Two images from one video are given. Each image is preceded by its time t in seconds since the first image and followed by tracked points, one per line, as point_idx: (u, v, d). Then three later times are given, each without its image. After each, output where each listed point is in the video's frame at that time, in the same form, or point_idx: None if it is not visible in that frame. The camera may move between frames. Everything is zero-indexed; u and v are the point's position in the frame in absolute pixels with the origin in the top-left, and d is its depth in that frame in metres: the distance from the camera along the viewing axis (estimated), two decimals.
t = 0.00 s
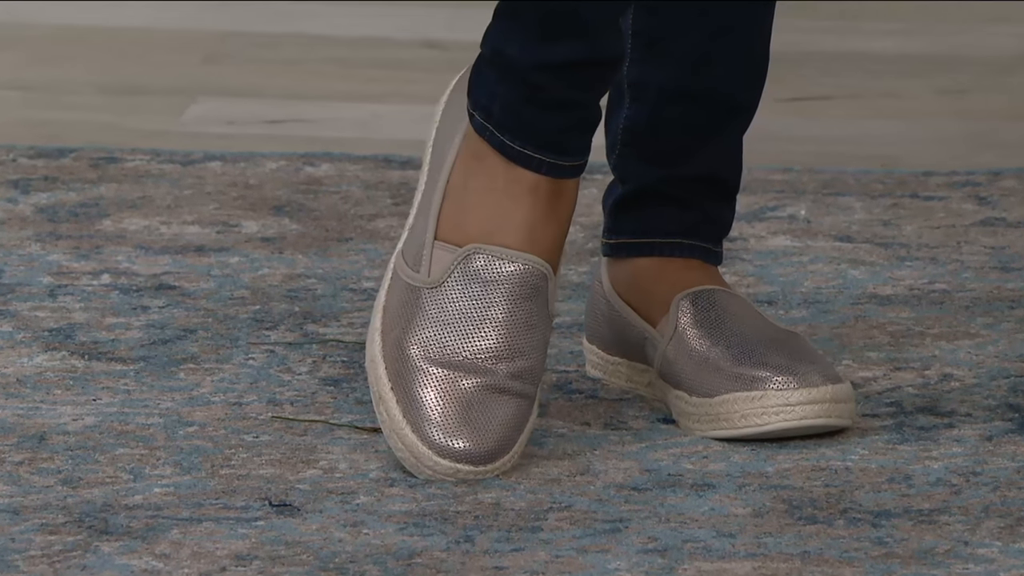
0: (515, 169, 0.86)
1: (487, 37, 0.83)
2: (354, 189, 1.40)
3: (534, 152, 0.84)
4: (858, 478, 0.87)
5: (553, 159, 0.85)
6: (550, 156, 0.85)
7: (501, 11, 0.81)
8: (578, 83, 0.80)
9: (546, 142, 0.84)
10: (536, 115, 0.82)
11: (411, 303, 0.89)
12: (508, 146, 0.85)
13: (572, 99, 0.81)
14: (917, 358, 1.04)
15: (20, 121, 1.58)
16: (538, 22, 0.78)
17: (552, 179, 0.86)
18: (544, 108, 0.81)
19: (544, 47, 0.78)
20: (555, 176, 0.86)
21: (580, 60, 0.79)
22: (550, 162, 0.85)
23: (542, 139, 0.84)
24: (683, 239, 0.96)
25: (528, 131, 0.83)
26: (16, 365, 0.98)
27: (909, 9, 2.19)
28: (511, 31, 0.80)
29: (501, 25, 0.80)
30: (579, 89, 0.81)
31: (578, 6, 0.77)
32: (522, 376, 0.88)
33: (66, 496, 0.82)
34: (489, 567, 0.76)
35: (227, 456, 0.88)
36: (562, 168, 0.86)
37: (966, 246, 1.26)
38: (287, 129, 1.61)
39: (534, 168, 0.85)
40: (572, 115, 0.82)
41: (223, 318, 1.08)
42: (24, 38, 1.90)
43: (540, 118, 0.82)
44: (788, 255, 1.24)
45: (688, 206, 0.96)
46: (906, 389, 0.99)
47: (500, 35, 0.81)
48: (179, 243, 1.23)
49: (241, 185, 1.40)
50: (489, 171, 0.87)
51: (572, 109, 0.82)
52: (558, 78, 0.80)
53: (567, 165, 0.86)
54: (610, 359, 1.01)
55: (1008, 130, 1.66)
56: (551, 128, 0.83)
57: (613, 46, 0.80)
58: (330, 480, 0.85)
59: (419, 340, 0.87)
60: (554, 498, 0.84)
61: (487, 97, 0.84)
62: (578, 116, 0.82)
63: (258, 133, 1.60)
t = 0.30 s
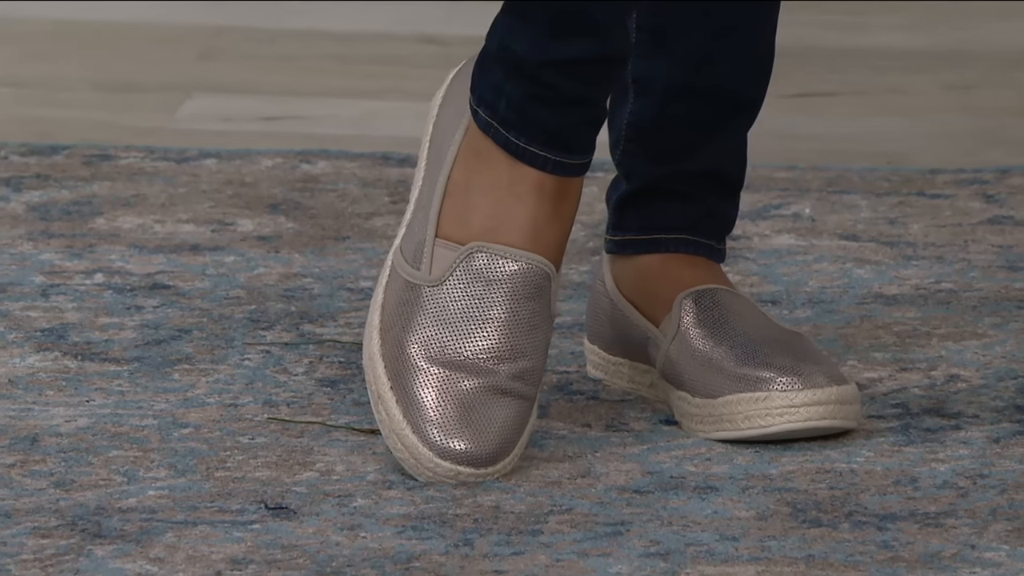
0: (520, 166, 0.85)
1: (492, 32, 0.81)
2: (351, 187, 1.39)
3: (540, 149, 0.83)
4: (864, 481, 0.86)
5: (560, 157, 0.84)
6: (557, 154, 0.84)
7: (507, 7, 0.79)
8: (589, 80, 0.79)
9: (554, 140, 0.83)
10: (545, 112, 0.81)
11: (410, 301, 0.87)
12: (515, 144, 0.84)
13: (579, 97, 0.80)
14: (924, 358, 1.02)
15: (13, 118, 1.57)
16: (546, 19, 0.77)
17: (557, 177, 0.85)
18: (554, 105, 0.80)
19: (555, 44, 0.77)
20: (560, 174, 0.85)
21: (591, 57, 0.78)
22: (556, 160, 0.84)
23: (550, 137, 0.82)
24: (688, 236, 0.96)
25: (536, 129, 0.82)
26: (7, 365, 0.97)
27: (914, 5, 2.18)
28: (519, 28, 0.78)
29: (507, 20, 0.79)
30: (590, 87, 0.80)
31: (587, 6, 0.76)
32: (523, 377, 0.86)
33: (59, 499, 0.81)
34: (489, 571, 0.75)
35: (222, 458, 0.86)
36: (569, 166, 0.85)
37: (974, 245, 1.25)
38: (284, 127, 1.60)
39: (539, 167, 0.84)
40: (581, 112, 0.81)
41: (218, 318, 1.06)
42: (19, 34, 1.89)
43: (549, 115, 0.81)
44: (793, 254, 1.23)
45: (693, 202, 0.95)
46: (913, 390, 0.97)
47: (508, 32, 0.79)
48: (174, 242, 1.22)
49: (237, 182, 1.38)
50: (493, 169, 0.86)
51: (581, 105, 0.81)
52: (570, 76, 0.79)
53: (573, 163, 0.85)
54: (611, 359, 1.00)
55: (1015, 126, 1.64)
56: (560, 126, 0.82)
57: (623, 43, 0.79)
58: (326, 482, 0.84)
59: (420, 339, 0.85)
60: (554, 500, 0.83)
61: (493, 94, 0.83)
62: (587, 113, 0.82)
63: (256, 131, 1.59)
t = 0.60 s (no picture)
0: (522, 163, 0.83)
1: (494, 28, 0.80)
2: (348, 184, 1.38)
3: (543, 147, 0.82)
4: (869, 483, 0.84)
5: (563, 154, 0.82)
6: (561, 151, 0.82)
7: (509, 2, 0.78)
8: (593, 77, 0.78)
9: (557, 137, 0.81)
10: (548, 109, 0.79)
11: (409, 299, 0.86)
12: (517, 141, 0.82)
13: (582, 93, 0.79)
14: (930, 359, 1.01)
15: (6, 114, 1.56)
16: (549, 12, 0.76)
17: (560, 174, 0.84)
18: (558, 102, 0.79)
19: (558, 39, 0.76)
20: (563, 171, 0.83)
21: (595, 53, 0.77)
22: (559, 157, 0.82)
23: (553, 133, 0.81)
24: (692, 234, 0.94)
25: (539, 126, 0.81)
26: None
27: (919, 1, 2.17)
28: (521, 23, 0.77)
29: (508, 16, 0.78)
30: (594, 83, 0.79)
31: None
32: (525, 378, 0.85)
33: (52, 501, 0.80)
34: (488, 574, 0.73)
35: (217, 460, 0.85)
36: (572, 163, 0.83)
37: (980, 243, 1.24)
38: (281, 124, 1.59)
39: (542, 164, 0.83)
40: (585, 108, 0.80)
41: (213, 317, 1.05)
42: (14, 30, 1.88)
43: (552, 112, 0.79)
44: (797, 252, 1.22)
45: (697, 199, 0.94)
46: (919, 391, 0.96)
47: (510, 28, 0.78)
48: (167, 240, 1.21)
49: (232, 179, 1.37)
50: (494, 165, 0.84)
51: (585, 102, 0.79)
52: (573, 72, 0.78)
53: (576, 161, 0.83)
54: (612, 359, 0.99)
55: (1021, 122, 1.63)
56: (564, 122, 0.80)
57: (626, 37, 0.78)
58: (323, 484, 0.83)
59: (420, 338, 0.84)
60: (555, 503, 0.81)
61: (495, 91, 0.81)
62: (591, 111, 0.80)
63: (253, 129, 1.57)
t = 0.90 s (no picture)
0: (518, 159, 0.82)
1: (491, 20, 0.79)
2: (345, 180, 1.36)
3: (540, 142, 0.80)
4: (876, 484, 0.83)
5: (560, 150, 0.81)
6: (558, 147, 0.81)
7: None
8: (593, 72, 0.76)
9: (554, 133, 0.80)
10: (545, 105, 0.78)
11: (406, 298, 0.84)
12: (514, 136, 0.81)
13: (579, 88, 0.77)
14: (938, 358, 0.99)
15: None
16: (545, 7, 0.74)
17: (557, 169, 0.82)
18: (555, 98, 0.77)
19: (557, 35, 0.74)
20: (559, 167, 0.82)
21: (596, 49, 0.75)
22: (557, 153, 0.81)
23: (550, 129, 0.80)
24: (693, 230, 0.93)
25: (536, 121, 0.79)
26: None
27: None
28: (516, 17, 0.75)
29: (505, 10, 0.76)
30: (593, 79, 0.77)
31: None
32: (523, 376, 0.83)
33: (43, 503, 0.78)
34: None
35: (211, 461, 0.83)
36: (569, 159, 0.82)
37: (990, 240, 1.22)
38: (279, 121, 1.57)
39: (538, 160, 0.81)
40: (583, 104, 0.78)
41: (207, 316, 1.03)
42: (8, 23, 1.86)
43: (549, 109, 0.78)
44: (802, 250, 1.20)
45: (700, 195, 0.92)
46: (926, 391, 0.94)
47: (506, 22, 0.76)
48: (161, 237, 1.19)
49: (226, 175, 1.36)
50: (489, 161, 0.83)
51: (583, 98, 0.78)
52: (570, 68, 0.76)
53: (574, 156, 0.82)
54: (614, 359, 0.97)
55: None
56: (561, 117, 0.79)
57: (627, 31, 0.76)
58: (319, 486, 0.81)
59: (416, 338, 0.82)
60: (556, 505, 0.80)
61: (492, 85, 0.80)
62: (589, 106, 0.79)
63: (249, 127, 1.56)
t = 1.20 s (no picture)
0: (516, 153, 0.80)
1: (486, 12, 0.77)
2: (341, 175, 1.35)
3: (537, 134, 0.78)
4: (884, 486, 0.80)
5: (558, 144, 0.79)
6: (556, 140, 0.79)
7: None
8: (587, 60, 0.74)
9: (551, 125, 0.78)
10: (539, 95, 0.76)
11: (404, 297, 0.82)
12: (510, 129, 0.79)
13: (572, 76, 0.75)
14: (948, 357, 0.97)
15: None
16: None
17: (556, 163, 0.80)
18: (550, 88, 0.75)
19: (545, 21, 0.72)
20: (558, 161, 0.80)
21: (589, 35, 0.72)
22: (554, 146, 0.79)
23: (547, 121, 0.77)
24: (695, 227, 0.90)
25: (532, 113, 0.77)
26: None
27: None
28: (506, 5, 0.73)
29: None
30: (587, 67, 0.74)
31: None
32: (523, 375, 0.81)
33: (31, 505, 0.76)
34: None
35: (203, 463, 0.81)
36: (568, 152, 0.80)
37: (1001, 236, 1.20)
38: (276, 119, 1.55)
39: (536, 154, 0.79)
40: (579, 94, 0.76)
41: (199, 313, 1.01)
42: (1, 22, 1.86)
43: (545, 99, 0.76)
44: (809, 246, 1.18)
45: (703, 190, 0.90)
46: (936, 390, 0.92)
47: (497, 11, 0.74)
48: (152, 232, 1.17)
49: (219, 170, 1.34)
50: (488, 156, 0.81)
51: (578, 88, 0.76)
52: (561, 54, 0.73)
53: (572, 149, 0.80)
54: (616, 358, 0.95)
55: None
56: (556, 108, 0.77)
57: (622, 16, 0.73)
58: (314, 488, 0.79)
59: (414, 337, 0.81)
60: (556, 507, 0.78)
61: (487, 77, 0.78)
62: (586, 96, 0.77)
63: (245, 124, 1.54)
